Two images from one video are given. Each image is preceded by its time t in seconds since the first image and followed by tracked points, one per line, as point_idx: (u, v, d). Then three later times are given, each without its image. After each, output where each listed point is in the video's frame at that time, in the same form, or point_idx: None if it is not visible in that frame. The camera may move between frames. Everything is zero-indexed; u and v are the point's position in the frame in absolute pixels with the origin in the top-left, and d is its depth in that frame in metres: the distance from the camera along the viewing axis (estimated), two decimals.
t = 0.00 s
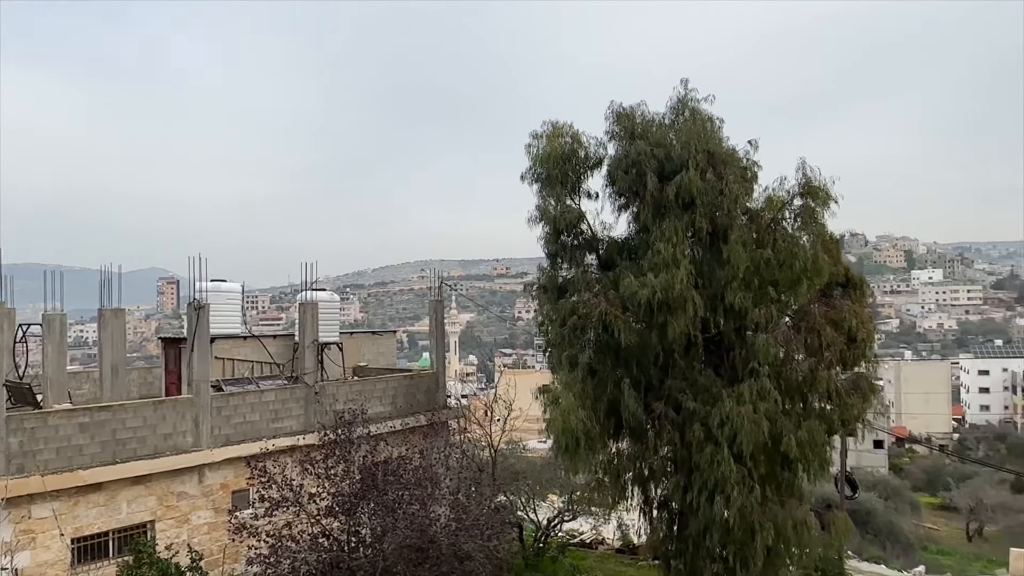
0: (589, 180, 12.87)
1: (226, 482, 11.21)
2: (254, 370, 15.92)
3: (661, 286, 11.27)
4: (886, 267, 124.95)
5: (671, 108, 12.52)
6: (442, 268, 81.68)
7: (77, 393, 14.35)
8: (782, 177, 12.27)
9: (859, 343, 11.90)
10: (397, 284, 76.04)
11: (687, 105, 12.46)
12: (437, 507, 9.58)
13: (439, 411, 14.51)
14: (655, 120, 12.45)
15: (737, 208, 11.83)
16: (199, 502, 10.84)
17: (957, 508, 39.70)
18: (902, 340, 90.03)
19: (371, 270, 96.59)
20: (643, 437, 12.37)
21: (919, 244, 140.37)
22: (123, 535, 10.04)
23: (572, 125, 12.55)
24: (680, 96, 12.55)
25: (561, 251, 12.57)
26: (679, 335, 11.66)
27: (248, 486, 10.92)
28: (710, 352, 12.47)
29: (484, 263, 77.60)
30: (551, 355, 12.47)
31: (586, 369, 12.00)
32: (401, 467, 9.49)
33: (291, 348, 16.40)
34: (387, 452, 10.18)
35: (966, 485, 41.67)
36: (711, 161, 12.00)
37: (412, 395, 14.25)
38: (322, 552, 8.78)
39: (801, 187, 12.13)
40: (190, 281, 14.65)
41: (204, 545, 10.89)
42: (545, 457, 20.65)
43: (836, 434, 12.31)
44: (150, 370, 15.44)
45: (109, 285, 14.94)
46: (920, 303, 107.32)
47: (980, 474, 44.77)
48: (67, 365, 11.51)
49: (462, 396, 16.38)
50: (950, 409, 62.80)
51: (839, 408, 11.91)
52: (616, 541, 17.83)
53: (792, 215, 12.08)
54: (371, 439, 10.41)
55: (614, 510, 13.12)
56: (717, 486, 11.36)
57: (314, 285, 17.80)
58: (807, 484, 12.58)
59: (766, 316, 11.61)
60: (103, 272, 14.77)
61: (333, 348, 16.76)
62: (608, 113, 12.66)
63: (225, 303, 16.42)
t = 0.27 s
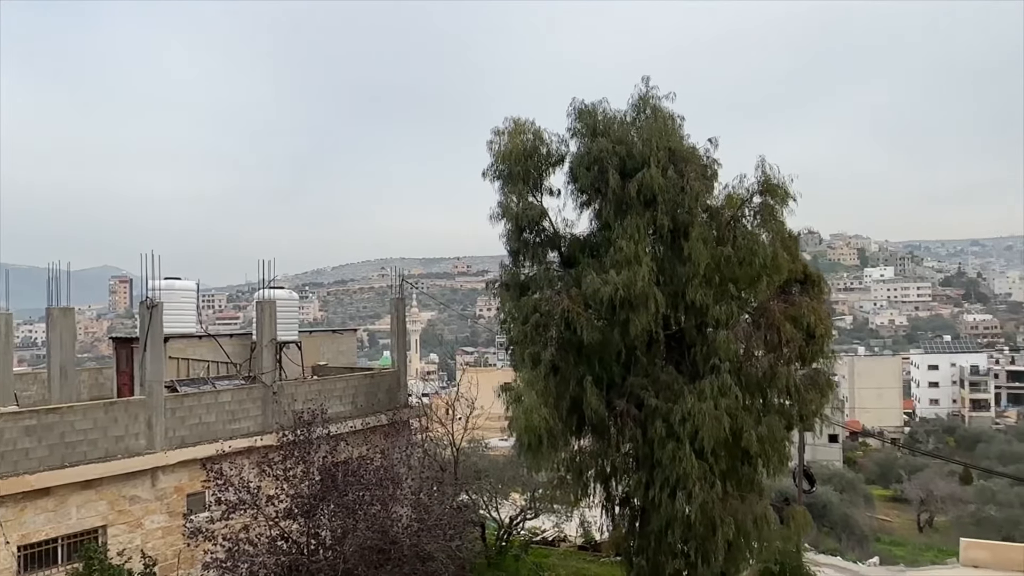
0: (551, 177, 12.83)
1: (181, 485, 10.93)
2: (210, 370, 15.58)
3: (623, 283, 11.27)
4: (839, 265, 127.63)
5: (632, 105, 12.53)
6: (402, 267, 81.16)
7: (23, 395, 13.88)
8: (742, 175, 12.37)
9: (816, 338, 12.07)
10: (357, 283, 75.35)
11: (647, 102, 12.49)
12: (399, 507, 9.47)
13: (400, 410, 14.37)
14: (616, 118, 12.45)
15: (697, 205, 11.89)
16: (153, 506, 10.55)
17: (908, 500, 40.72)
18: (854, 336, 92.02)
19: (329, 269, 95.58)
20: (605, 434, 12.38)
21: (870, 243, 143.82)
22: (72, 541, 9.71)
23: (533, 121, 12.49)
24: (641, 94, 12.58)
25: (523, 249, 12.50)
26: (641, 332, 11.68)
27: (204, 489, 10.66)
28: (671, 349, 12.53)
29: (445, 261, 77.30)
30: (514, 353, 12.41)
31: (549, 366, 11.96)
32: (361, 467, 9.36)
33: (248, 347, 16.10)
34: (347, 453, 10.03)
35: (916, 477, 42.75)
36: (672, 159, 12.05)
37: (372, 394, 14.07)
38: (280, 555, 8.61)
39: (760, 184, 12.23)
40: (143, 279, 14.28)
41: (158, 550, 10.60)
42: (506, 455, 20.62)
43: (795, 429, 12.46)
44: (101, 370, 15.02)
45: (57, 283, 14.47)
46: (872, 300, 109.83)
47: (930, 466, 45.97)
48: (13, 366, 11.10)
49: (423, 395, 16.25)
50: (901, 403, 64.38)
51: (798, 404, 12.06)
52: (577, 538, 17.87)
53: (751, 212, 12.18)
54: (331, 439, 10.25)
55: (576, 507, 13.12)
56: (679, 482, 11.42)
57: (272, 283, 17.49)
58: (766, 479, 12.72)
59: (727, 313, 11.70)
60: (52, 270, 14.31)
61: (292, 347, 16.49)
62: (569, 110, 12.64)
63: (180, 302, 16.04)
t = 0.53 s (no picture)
0: (505, 173, 12.78)
1: (124, 488, 10.58)
2: (155, 370, 15.15)
3: (577, 280, 11.27)
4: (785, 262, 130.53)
5: (586, 102, 12.53)
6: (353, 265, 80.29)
7: None
8: (694, 172, 12.48)
9: (767, 334, 12.26)
10: (306, 281, 74.29)
11: (601, 99, 12.50)
12: (353, 507, 9.34)
13: (353, 409, 14.16)
14: (570, 114, 12.44)
15: (651, 201, 11.96)
16: (95, 511, 10.19)
17: (852, 491, 41.87)
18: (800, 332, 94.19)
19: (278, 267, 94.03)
20: (560, 431, 12.38)
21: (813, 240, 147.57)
22: (9, 549, 9.32)
23: (487, 117, 12.41)
24: (595, 91, 12.59)
25: (477, 245, 12.42)
26: (596, 328, 11.71)
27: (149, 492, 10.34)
28: (625, 345, 12.60)
29: (396, 259, 76.72)
30: (469, 350, 12.33)
31: (504, 363, 11.90)
32: (314, 468, 9.20)
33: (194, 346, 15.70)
34: (299, 452, 9.84)
35: (859, 469, 43.90)
36: (626, 155, 12.09)
37: (324, 393, 13.84)
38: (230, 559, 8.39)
39: (712, 181, 12.35)
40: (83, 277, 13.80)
41: (100, 556, 10.25)
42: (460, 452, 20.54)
43: (746, 423, 12.64)
44: (39, 371, 14.47)
45: None
46: (816, 296, 112.58)
47: (872, 457, 47.28)
48: None
49: (376, 393, 16.04)
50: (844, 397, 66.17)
51: (749, 398, 12.22)
52: (531, 535, 17.88)
53: (703, 209, 12.31)
54: (282, 439, 10.04)
55: (531, 504, 13.10)
56: (633, 477, 11.49)
57: (219, 280, 17.07)
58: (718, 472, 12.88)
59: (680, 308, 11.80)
60: None
61: (241, 345, 16.14)
62: (523, 106, 12.59)
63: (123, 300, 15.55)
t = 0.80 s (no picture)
0: (454, 170, 12.67)
1: (57, 494, 10.16)
2: (89, 371, 14.61)
3: (527, 276, 11.24)
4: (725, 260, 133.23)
5: (535, 98, 12.49)
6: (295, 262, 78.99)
7: None
8: (642, 169, 12.56)
9: (713, 330, 12.44)
10: (248, 278, 72.79)
11: (550, 95, 12.47)
12: (299, 510, 9.19)
13: (298, 409, 13.88)
14: (519, 110, 12.39)
15: (600, 198, 12.00)
16: (26, 518, 9.76)
17: (791, 482, 43.00)
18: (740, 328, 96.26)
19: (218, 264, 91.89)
20: (510, 428, 12.34)
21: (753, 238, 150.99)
22: None
23: (436, 112, 12.28)
24: (544, 87, 12.55)
25: (425, 241, 12.29)
26: (545, 324, 11.70)
27: (85, 498, 9.95)
28: (574, 341, 12.63)
29: (341, 256, 75.75)
30: (417, 347, 12.20)
31: (453, 360, 11.80)
32: (259, 470, 8.98)
33: (131, 346, 15.19)
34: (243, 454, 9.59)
35: (798, 460, 45.06)
36: (575, 152, 12.10)
37: (268, 393, 13.53)
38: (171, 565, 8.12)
39: (660, 179, 12.44)
40: (12, 274, 13.21)
41: (32, 565, 9.83)
42: (407, 451, 20.38)
43: (693, 418, 12.80)
44: None
45: None
46: (755, 292, 115.24)
47: (810, 449, 48.63)
48: None
49: (321, 392, 15.77)
50: (782, 390, 67.90)
51: (696, 393, 12.37)
52: (480, 532, 17.84)
53: (651, 206, 12.40)
54: (225, 441, 9.77)
55: (480, 502, 13.04)
56: (582, 473, 11.54)
57: (157, 277, 16.54)
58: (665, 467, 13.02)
59: (629, 305, 11.87)
60: None
61: (181, 344, 15.69)
62: (472, 101, 12.50)
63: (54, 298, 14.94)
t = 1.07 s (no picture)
0: (395, 165, 12.52)
1: None
2: (12, 372, 13.96)
3: (470, 273, 11.19)
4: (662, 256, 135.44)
5: (478, 93, 12.43)
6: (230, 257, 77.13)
7: None
8: (584, 166, 12.63)
9: (654, 326, 12.63)
10: (180, 274, 70.74)
11: (493, 91, 12.43)
12: (238, 512, 9.07)
13: (236, 409, 13.52)
14: (461, 106, 12.32)
15: (542, 195, 12.04)
16: None
17: (726, 473, 44.02)
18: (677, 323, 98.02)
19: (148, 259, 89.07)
20: (453, 425, 12.28)
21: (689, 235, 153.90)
22: None
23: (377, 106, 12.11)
24: (486, 83, 12.51)
25: (367, 237, 12.12)
26: (489, 321, 11.68)
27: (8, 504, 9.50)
28: (517, 338, 12.64)
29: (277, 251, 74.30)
30: (359, 345, 12.03)
31: (395, 358, 11.68)
32: (195, 472, 8.72)
33: (57, 345, 14.57)
34: (179, 456, 9.30)
35: (733, 452, 46.13)
36: (518, 148, 12.10)
37: (204, 392, 13.16)
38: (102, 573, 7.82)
39: (602, 176, 12.53)
40: None
41: None
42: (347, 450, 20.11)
43: (634, 413, 12.97)
44: None
45: None
46: (691, 288, 117.51)
47: (744, 441, 49.87)
48: None
49: (259, 391, 15.41)
50: (718, 384, 69.43)
51: (638, 388, 12.53)
52: (422, 531, 17.73)
53: (593, 203, 12.49)
54: (160, 442, 9.46)
55: (423, 499, 12.95)
56: (526, 469, 11.60)
57: (84, 274, 15.90)
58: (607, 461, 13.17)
59: (571, 301, 11.94)
60: None
61: (110, 343, 15.13)
62: (414, 96, 12.37)
63: None
